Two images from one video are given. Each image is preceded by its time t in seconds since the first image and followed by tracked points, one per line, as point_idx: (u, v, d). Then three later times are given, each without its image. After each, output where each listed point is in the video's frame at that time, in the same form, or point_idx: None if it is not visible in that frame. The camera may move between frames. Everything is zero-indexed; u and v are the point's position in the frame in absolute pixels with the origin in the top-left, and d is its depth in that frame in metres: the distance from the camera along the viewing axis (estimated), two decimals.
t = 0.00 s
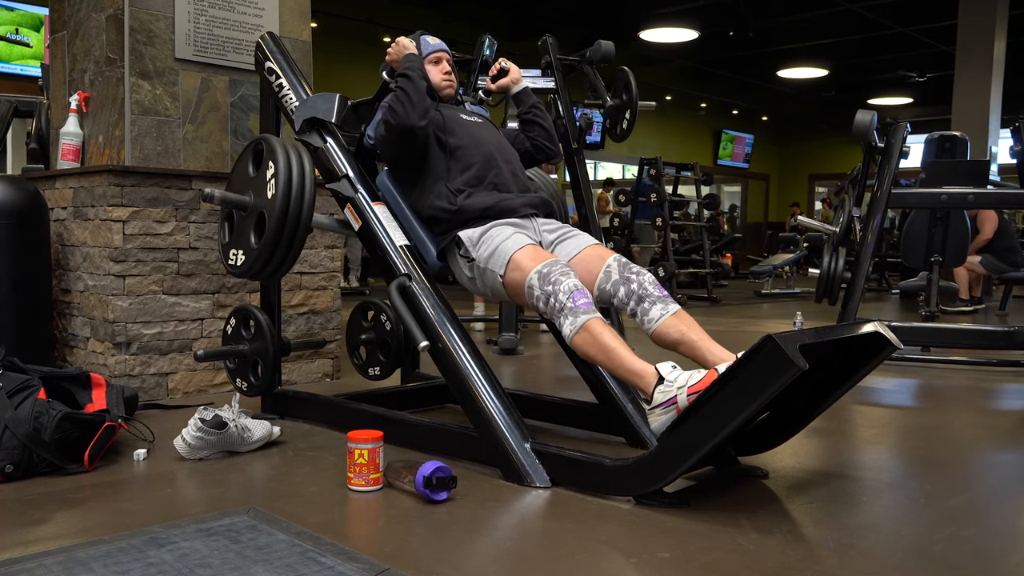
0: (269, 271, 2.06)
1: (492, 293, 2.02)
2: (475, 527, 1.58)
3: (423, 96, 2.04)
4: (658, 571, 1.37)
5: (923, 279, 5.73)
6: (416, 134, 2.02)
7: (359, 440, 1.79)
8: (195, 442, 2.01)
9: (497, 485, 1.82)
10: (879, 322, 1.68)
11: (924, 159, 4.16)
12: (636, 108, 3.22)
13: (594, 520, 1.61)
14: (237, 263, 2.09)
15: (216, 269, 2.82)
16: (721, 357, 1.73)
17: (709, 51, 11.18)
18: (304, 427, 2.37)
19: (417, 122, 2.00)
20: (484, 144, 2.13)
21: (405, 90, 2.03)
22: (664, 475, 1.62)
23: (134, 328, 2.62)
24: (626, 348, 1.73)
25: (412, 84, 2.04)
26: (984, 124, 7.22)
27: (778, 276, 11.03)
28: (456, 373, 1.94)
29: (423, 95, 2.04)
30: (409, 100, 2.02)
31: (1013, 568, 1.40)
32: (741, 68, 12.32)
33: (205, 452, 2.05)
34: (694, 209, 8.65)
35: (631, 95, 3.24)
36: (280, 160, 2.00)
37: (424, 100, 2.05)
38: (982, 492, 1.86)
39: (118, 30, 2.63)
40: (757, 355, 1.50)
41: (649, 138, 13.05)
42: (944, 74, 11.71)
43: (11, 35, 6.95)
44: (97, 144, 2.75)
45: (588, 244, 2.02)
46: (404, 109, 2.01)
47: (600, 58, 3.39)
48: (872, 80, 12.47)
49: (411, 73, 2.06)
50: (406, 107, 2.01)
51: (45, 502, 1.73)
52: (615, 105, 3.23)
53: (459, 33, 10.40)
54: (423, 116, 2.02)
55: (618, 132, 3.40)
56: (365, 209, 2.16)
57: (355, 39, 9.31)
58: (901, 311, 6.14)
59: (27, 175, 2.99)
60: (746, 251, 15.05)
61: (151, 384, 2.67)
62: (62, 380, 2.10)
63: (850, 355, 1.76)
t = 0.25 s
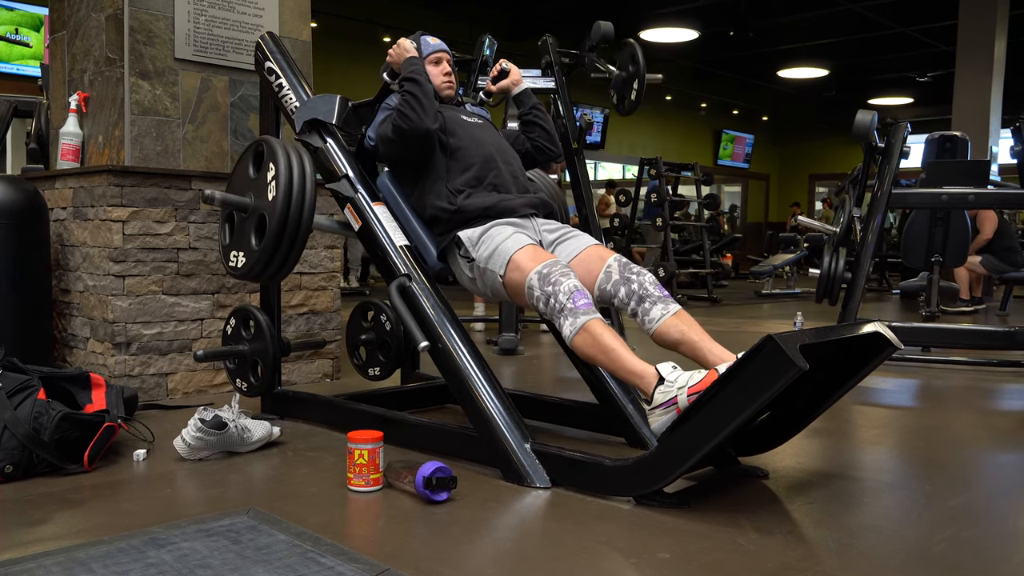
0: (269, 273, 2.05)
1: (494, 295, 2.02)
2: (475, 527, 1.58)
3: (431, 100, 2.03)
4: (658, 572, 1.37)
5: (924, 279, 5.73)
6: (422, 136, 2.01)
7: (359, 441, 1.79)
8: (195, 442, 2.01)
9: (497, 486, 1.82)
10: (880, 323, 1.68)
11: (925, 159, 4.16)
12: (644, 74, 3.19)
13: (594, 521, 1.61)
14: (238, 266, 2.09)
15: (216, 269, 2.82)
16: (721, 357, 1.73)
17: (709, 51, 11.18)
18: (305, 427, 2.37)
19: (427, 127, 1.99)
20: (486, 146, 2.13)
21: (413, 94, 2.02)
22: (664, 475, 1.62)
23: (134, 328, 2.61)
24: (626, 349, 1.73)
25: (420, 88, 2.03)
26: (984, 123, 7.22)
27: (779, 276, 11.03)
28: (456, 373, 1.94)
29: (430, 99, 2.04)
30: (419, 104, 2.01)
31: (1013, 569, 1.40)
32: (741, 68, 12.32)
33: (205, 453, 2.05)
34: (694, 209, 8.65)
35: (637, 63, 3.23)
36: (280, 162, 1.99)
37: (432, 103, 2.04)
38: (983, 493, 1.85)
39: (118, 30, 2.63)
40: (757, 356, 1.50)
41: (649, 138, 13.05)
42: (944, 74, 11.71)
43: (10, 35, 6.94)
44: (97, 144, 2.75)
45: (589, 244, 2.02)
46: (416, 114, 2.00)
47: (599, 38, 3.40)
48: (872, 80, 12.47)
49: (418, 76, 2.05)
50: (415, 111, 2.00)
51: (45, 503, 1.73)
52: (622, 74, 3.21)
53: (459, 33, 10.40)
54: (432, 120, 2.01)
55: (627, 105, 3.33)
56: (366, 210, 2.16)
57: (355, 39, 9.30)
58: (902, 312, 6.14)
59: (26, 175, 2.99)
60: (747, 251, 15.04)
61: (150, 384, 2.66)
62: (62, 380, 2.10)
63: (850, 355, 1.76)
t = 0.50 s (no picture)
0: (269, 274, 2.05)
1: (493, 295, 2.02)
2: (476, 528, 1.58)
3: (432, 104, 2.03)
4: (658, 572, 1.36)
5: (925, 279, 5.72)
6: (424, 139, 2.00)
7: (359, 441, 1.79)
8: (195, 442, 2.01)
9: (497, 486, 1.82)
10: (880, 323, 1.67)
11: (925, 159, 4.16)
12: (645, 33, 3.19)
13: (595, 521, 1.60)
14: (238, 266, 2.09)
15: (216, 269, 2.81)
16: (721, 357, 1.73)
17: (710, 51, 11.17)
18: (304, 428, 2.36)
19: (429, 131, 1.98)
20: (487, 147, 2.13)
21: (413, 98, 2.02)
22: (664, 475, 1.61)
23: (133, 329, 2.61)
24: (626, 348, 1.73)
25: (421, 92, 2.02)
26: (984, 124, 7.21)
27: (780, 276, 11.02)
28: (456, 374, 1.93)
29: (432, 102, 2.03)
30: (421, 108, 2.01)
31: (1014, 569, 1.39)
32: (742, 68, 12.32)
33: (205, 453, 2.04)
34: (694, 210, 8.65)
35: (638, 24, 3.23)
36: (280, 162, 1.99)
37: (433, 107, 2.04)
38: (983, 493, 1.85)
39: (117, 30, 2.63)
40: (757, 356, 1.50)
41: (649, 138, 13.05)
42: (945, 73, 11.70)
43: (9, 36, 6.93)
44: (96, 144, 2.75)
45: (589, 245, 2.02)
46: (418, 118, 1.99)
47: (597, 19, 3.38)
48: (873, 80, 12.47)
49: (418, 80, 2.05)
50: (418, 116, 1.99)
51: (45, 503, 1.72)
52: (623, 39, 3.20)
53: (459, 33, 10.39)
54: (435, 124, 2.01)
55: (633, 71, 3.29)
56: (365, 210, 2.16)
57: (355, 39, 9.30)
58: (902, 312, 6.13)
59: (26, 175, 2.99)
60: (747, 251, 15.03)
61: (150, 384, 2.66)
62: (62, 380, 2.10)
63: (850, 356, 1.76)
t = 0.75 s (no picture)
0: (270, 274, 2.05)
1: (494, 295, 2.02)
2: (476, 528, 1.57)
3: (431, 105, 2.02)
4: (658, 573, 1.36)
5: (925, 279, 5.72)
6: (423, 141, 2.00)
7: (359, 441, 1.79)
8: (194, 443, 2.00)
9: (497, 487, 1.82)
10: (881, 323, 1.67)
11: (925, 159, 4.16)
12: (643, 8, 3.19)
13: (595, 522, 1.60)
14: (238, 267, 2.09)
15: (215, 269, 2.81)
16: (721, 356, 1.73)
17: (710, 51, 11.17)
18: (304, 428, 2.36)
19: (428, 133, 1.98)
20: (487, 147, 2.12)
21: (412, 100, 2.02)
22: (665, 475, 1.61)
23: (133, 329, 2.61)
24: (627, 347, 1.73)
25: (420, 94, 2.02)
26: (985, 124, 7.21)
27: (780, 276, 11.02)
28: (457, 374, 1.93)
29: (431, 103, 2.03)
30: (419, 110, 2.00)
31: (1015, 570, 1.39)
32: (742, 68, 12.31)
33: (204, 454, 2.04)
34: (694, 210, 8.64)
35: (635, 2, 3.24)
36: (280, 163, 1.99)
37: (433, 108, 2.03)
38: (983, 493, 1.85)
39: (117, 30, 2.62)
40: (757, 357, 1.50)
41: (649, 138, 13.04)
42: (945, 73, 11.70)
43: (9, 36, 6.93)
44: (96, 144, 2.75)
45: (589, 245, 2.01)
46: (417, 120, 1.99)
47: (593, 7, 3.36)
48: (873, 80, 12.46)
49: (417, 82, 2.05)
50: (417, 118, 1.99)
51: (44, 504, 1.72)
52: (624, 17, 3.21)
53: (459, 33, 10.39)
54: (434, 125, 2.00)
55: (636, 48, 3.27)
56: (366, 210, 2.16)
57: (355, 39, 9.30)
58: (903, 312, 6.13)
59: (25, 175, 2.99)
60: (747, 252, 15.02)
61: (150, 385, 2.66)
62: (61, 381, 2.10)
63: (851, 356, 1.75)
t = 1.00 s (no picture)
0: (271, 277, 2.06)
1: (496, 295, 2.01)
2: (476, 529, 1.57)
3: (435, 107, 2.03)
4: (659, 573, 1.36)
5: (925, 279, 5.72)
6: (426, 143, 2.00)
7: (359, 442, 1.79)
8: (194, 443, 2.00)
9: (497, 487, 1.81)
10: (882, 324, 1.67)
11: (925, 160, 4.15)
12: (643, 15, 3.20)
13: (595, 522, 1.60)
14: (240, 270, 2.09)
15: (215, 270, 2.81)
16: (722, 355, 1.72)
17: (710, 51, 11.17)
18: (304, 429, 2.36)
19: (431, 135, 1.99)
20: (489, 150, 2.12)
21: (415, 102, 2.02)
22: (665, 476, 1.61)
23: (132, 329, 2.61)
24: (628, 344, 1.72)
25: (423, 96, 2.03)
26: (985, 124, 7.21)
27: (781, 277, 11.01)
28: (456, 374, 1.93)
29: (434, 105, 2.03)
30: (423, 112, 2.01)
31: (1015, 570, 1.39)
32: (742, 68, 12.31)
33: (204, 454, 2.04)
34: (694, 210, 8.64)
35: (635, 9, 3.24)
36: (282, 166, 1.99)
37: (436, 110, 2.04)
38: (984, 494, 1.84)
39: (116, 30, 2.62)
40: (758, 356, 1.49)
41: (649, 138, 13.04)
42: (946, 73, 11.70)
43: (8, 36, 6.93)
44: (96, 144, 2.74)
45: (592, 242, 2.00)
46: (421, 122, 1.99)
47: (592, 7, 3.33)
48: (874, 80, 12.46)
49: (420, 84, 2.05)
50: (421, 120, 2.00)
51: (44, 504, 1.72)
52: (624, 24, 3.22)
53: (459, 33, 10.39)
54: (438, 127, 2.01)
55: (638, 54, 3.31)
56: (366, 210, 2.15)
57: (355, 39, 9.29)
58: (903, 313, 6.12)
59: (25, 175, 2.98)
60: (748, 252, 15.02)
61: (149, 385, 2.66)
62: (61, 381, 2.10)
63: (851, 357, 1.75)
